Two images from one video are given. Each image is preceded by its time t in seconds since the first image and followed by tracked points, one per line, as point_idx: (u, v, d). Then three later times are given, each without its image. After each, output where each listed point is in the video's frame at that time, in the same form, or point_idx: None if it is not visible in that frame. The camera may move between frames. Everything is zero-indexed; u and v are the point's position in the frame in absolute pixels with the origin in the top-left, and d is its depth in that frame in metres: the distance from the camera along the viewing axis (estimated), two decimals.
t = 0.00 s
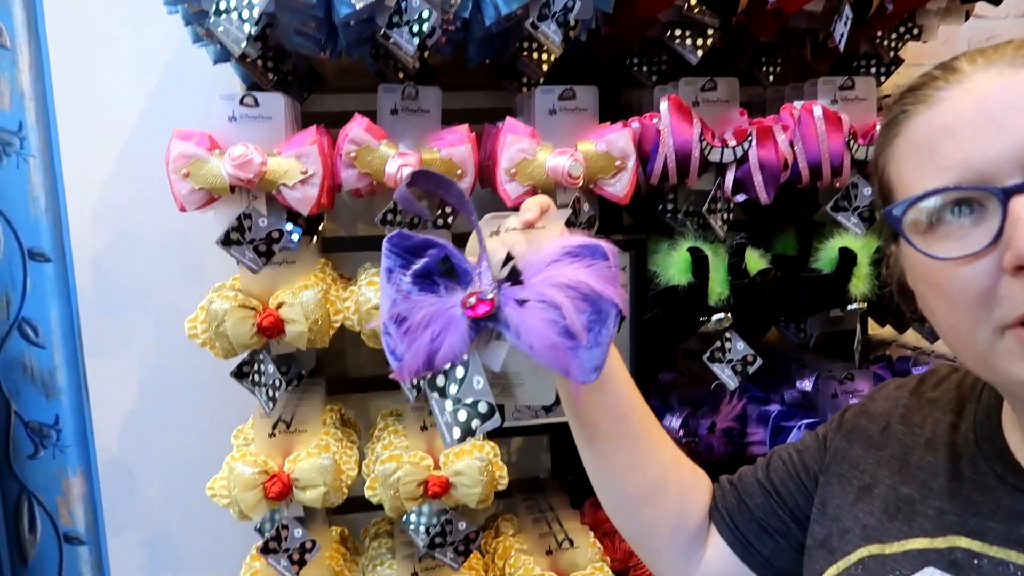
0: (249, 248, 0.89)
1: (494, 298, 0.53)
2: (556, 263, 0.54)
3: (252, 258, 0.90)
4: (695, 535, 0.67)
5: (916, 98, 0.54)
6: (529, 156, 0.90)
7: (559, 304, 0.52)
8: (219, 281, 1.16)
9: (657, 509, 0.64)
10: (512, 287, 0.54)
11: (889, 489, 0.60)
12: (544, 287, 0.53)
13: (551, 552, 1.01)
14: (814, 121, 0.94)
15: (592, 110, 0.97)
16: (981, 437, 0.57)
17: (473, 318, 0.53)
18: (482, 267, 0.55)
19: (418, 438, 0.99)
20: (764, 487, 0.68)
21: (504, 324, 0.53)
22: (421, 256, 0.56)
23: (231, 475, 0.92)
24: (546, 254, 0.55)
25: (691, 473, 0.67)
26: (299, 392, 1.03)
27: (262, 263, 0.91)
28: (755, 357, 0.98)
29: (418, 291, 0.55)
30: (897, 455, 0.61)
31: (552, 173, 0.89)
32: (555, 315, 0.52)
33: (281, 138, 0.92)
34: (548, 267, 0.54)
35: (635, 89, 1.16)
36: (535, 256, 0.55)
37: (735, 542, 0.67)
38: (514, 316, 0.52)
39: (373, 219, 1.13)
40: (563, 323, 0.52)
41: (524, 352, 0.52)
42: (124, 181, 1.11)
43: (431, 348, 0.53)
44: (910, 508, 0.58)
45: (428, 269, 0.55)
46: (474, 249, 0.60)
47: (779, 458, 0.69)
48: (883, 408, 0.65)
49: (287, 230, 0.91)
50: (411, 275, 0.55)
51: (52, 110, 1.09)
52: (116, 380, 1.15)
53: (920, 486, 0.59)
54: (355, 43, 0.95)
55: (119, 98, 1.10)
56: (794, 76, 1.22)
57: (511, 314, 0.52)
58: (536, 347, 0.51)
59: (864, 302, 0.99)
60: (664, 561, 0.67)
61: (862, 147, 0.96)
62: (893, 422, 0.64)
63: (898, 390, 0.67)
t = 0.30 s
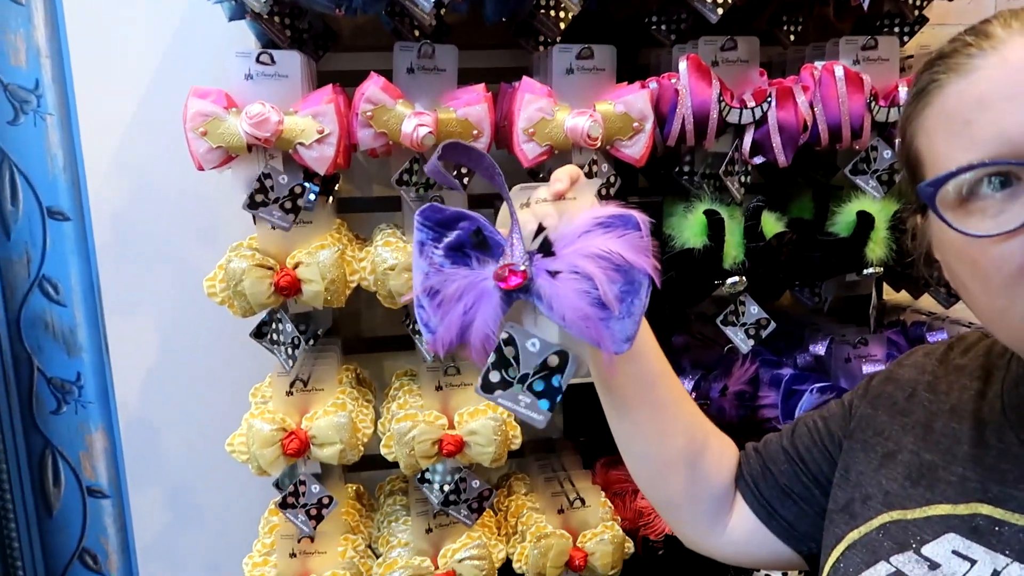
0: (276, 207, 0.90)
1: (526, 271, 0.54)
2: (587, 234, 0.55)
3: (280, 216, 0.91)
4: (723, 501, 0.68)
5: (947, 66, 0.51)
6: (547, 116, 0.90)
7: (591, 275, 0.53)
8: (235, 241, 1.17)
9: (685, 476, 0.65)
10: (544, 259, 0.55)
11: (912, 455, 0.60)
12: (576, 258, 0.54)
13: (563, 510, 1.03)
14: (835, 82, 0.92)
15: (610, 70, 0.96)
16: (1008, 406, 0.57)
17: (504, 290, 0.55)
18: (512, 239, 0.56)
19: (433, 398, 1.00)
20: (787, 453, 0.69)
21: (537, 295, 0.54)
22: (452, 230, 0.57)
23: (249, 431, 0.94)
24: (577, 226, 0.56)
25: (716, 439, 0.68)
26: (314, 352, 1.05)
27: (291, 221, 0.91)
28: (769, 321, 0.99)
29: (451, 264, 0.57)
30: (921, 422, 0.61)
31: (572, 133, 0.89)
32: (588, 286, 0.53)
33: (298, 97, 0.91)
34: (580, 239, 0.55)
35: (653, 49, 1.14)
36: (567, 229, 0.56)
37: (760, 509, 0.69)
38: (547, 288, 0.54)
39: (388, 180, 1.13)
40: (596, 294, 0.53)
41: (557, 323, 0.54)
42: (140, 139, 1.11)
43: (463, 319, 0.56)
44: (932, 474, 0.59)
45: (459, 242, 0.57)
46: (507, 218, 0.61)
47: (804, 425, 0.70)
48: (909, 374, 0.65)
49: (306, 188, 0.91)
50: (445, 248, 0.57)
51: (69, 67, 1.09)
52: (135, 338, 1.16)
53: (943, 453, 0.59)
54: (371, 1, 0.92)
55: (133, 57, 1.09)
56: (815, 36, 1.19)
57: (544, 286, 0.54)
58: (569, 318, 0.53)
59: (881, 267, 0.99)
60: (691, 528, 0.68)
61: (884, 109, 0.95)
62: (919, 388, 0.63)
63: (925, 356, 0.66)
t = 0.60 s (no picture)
0: (266, 188, 0.90)
1: (536, 262, 0.55)
2: (596, 225, 0.55)
3: (266, 199, 0.90)
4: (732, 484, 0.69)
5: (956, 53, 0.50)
6: (558, 101, 0.90)
7: (599, 266, 0.53)
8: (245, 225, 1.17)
9: (695, 463, 0.66)
10: (553, 250, 0.56)
11: (918, 440, 0.60)
12: (584, 249, 0.54)
13: (571, 495, 1.03)
14: (848, 67, 0.92)
15: (622, 53, 0.96)
16: (1012, 393, 0.57)
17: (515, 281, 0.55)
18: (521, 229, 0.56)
19: (442, 381, 1.00)
20: (796, 438, 0.70)
21: (546, 287, 0.55)
22: (462, 222, 0.57)
23: (260, 413, 0.95)
24: (585, 217, 0.56)
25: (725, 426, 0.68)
26: (324, 335, 1.04)
27: (274, 207, 0.91)
28: (779, 307, 0.98)
29: (461, 256, 0.57)
30: (928, 409, 0.61)
31: (581, 118, 0.88)
32: (596, 277, 0.54)
33: (310, 80, 0.92)
34: (589, 230, 0.55)
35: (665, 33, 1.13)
36: (576, 219, 0.56)
37: (767, 493, 0.69)
38: (556, 280, 0.54)
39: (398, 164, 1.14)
40: (604, 285, 0.53)
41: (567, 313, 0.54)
42: (151, 122, 1.12)
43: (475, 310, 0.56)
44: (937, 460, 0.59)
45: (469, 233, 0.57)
46: (515, 210, 0.61)
47: (812, 411, 0.70)
48: (918, 360, 0.65)
49: (310, 174, 0.91)
50: (454, 240, 0.57)
51: (80, 48, 1.09)
52: (146, 320, 1.17)
53: (949, 439, 0.59)
54: None
55: (143, 39, 1.09)
56: (829, 20, 1.18)
57: (553, 278, 0.54)
58: (577, 308, 0.54)
59: (891, 255, 0.99)
60: (698, 511, 0.69)
61: (898, 94, 0.94)
62: (927, 375, 0.63)
63: (935, 342, 0.66)
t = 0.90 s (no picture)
0: (295, 176, 0.91)
1: (537, 244, 0.56)
2: (592, 208, 0.57)
3: (300, 185, 0.91)
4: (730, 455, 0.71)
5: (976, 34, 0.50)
6: (561, 88, 0.89)
7: (600, 244, 0.55)
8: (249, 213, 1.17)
9: (686, 433, 0.68)
10: (552, 232, 0.57)
11: (923, 418, 0.61)
12: (583, 230, 0.56)
13: (574, 483, 1.03)
14: (854, 55, 0.91)
15: (626, 41, 0.95)
16: None
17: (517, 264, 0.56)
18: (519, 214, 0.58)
19: (445, 369, 1.00)
20: (798, 414, 0.71)
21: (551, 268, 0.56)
22: (457, 211, 0.59)
23: (264, 401, 0.95)
24: (580, 202, 0.58)
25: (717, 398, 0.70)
26: (328, 323, 1.04)
27: (308, 191, 0.91)
28: (782, 296, 0.98)
29: (458, 244, 0.58)
30: (935, 386, 0.62)
31: (584, 106, 0.87)
32: (597, 255, 0.55)
33: (313, 67, 0.91)
34: (585, 212, 0.57)
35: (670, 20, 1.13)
36: (571, 202, 0.58)
37: (769, 467, 0.71)
38: (560, 260, 0.56)
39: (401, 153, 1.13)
40: (606, 262, 0.55)
41: (574, 292, 0.55)
42: (154, 110, 1.11)
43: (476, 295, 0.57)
44: (942, 438, 0.59)
45: (465, 221, 0.58)
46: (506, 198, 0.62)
47: (817, 388, 0.71)
48: (927, 337, 0.65)
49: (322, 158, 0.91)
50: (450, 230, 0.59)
51: (83, 35, 1.08)
52: (150, 308, 1.17)
53: (955, 418, 0.59)
54: None
55: (145, 27, 1.09)
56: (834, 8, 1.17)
57: (557, 259, 0.56)
58: (584, 284, 0.55)
59: (896, 243, 0.99)
60: (699, 480, 0.71)
61: (904, 82, 0.93)
62: (934, 354, 0.63)
63: (945, 320, 0.66)
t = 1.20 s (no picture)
0: (275, 163, 0.89)
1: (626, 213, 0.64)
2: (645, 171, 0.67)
3: (276, 174, 0.89)
4: (741, 423, 0.72)
5: None
6: (563, 74, 0.88)
7: (666, 201, 0.66)
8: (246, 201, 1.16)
9: (683, 391, 0.71)
10: (627, 199, 0.65)
11: (958, 392, 0.63)
12: (648, 191, 0.66)
13: (574, 472, 1.03)
14: (858, 41, 0.91)
15: (628, 27, 0.94)
16: None
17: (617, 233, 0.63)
18: (600, 186, 0.65)
19: (445, 358, 0.99)
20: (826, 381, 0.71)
21: (634, 232, 0.65)
22: (546, 195, 0.64)
23: (263, 389, 0.94)
24: (633, 168, 0.66)
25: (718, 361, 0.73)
26: (327, 312, 1.03)
27: (285, 180, 0.90)
28: (784, 284, 0.97)
29: (550, 227, 0.64)
30: (978, 359, 0.63)
31: (586, 92, 0.87)
32: (665, 209, 0.66)
33: (313, 51, 0.90)
34: (642, 176, 0.66)
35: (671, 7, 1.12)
36: (624, 168, 0.67)
37: (793, 434, 0.71)
38: (641, 222, 0.65)
39: (401, 140, 1.13)
40: (672, 214, 0.66)
41: (652, 247, 0.66)
42: (152, 96, 1.10)
43: (574, 275, 0.64)
44: (976, 414, 0.62)
45: (556, 205, 0.64)
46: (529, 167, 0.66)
47: (848, 354, 0.71)
48: (974, 306, 0.65)
49: (316, 147, 0.90)
50: (540, 213, 0.64)
51: (78, 18, 1.07)
52: (147, 296, 1.16)
53: (993, 396, 0.61)
54: None
55: (140, 11, 1.08)
56: None
57: (639, 222, 0.65)
58: (660, 240, 0.66)
59: (899, 232, 0.97)
60: (707, 444, 0.73)
61: (907, 69, 0.92)
62: (982, 322, 0.64)
63: (997, 290, 0.66)
